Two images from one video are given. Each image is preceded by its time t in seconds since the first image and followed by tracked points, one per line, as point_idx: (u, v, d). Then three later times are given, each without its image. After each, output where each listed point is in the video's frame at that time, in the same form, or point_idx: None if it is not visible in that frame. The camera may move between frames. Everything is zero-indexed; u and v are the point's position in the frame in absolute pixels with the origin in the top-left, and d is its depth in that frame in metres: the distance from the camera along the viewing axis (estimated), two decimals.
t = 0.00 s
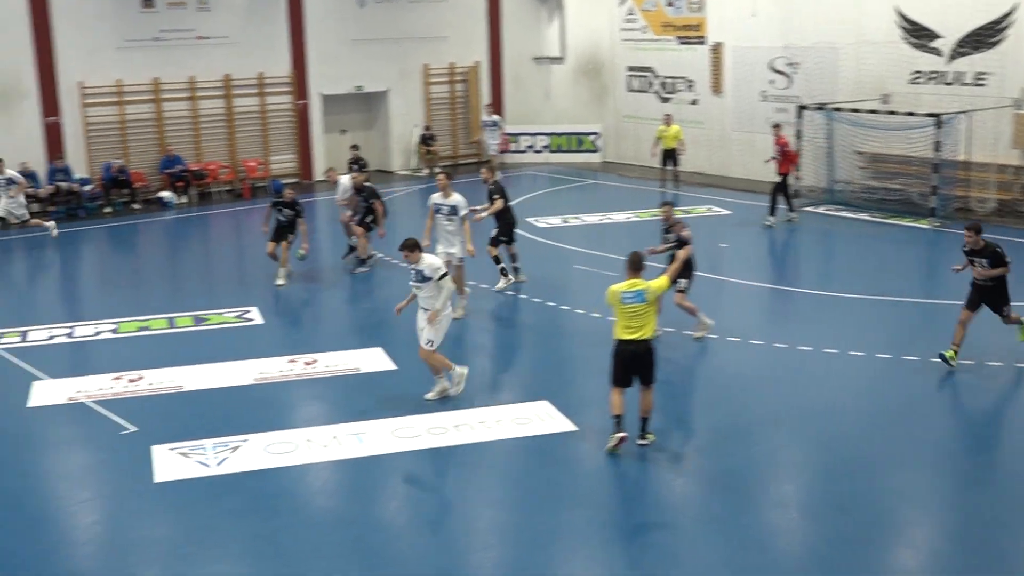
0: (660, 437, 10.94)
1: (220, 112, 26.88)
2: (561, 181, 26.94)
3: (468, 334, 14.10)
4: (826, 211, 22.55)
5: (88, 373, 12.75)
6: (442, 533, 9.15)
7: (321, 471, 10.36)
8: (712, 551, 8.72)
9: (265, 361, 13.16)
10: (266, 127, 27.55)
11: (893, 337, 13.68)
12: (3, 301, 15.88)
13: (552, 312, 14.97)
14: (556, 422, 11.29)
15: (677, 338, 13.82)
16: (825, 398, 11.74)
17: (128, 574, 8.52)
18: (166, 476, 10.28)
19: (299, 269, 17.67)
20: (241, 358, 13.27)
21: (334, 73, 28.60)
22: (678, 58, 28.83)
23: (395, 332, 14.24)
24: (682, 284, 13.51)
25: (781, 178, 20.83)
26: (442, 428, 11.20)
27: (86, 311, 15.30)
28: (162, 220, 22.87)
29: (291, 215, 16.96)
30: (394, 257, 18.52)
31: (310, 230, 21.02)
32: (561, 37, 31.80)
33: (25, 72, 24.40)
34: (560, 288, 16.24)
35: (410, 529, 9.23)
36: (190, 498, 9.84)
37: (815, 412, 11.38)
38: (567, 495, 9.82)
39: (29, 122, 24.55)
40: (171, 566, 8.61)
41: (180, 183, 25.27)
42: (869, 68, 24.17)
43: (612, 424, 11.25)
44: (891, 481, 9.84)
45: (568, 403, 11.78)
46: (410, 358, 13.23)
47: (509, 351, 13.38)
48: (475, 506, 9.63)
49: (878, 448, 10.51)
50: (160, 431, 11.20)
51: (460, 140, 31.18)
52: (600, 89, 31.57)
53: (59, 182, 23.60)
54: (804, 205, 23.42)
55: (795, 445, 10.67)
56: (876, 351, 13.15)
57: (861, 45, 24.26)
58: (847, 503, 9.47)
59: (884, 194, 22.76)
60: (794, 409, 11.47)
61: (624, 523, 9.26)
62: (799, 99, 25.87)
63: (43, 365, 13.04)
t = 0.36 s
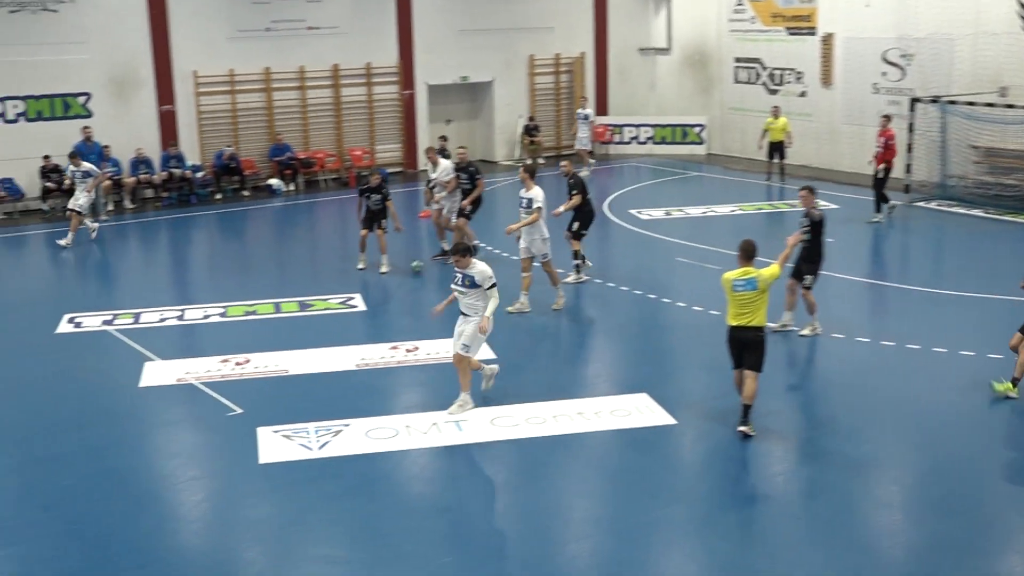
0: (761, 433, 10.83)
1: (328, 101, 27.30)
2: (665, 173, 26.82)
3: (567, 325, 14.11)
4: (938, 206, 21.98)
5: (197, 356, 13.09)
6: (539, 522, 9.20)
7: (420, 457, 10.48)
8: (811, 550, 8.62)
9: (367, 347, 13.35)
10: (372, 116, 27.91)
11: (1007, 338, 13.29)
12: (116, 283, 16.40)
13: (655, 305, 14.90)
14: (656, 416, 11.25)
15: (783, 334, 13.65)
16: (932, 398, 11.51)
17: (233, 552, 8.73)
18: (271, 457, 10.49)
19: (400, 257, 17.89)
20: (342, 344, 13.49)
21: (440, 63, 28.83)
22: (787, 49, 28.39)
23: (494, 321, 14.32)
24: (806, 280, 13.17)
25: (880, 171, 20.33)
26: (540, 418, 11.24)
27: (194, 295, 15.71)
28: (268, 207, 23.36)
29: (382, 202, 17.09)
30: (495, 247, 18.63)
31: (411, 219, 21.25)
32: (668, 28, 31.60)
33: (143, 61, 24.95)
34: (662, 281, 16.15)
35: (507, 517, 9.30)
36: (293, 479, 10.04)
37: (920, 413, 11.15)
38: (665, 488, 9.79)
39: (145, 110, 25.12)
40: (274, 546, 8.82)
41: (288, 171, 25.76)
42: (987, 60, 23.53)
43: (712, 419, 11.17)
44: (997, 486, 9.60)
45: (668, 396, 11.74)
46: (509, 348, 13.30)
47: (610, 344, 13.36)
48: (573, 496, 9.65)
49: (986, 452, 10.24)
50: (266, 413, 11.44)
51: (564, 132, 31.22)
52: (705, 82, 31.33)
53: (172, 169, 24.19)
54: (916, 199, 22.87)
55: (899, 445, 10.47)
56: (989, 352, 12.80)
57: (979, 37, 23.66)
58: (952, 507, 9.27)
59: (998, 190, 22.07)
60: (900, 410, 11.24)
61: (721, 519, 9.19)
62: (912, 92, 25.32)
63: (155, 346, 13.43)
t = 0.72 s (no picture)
0: (822, 425, 10.73)
1: (390, 90, 27.43)
2: (726, 162, 26.62)
3: (627, 314, 14.07)
4: (1006, 196, 21.52)
5: (260, 342, 13.25)
6: (596, 510, 9.21)
7: (478, 444, 10.52)
8: (873, 544, 8.54)
9: (427, 335, 13.41)
10: (433, 104, 28.01)
11: None
12: (180, 269, 16.65)
13: (717, 295, 14.81)
14: (715, 406, 11.19)
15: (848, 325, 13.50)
16: (1000, 392, 11.31)
17: (294, 536, 8.83)
18: (332, 442, 10.58)
19: (459, 245, 17.95)
20: (401, 331, 13.56)
21: (501, 52, 28.89)
22: (854, 36, 27.99)
23: (553, 310, 14.32)
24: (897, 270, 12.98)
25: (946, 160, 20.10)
26: (598, 407, 11.24)
27: (256, 281, 15.90)
28: (328, 195, 23.56)
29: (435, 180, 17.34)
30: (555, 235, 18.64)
31: (468, 207, 21.33)
32: (732, 15, 31.30)
33: (208, 50, 25.21)
34: (724, 271, 16.03)
35: (564, 505, 9.32)
36: (354, 464, 10.13)
37: (987, 407, 10.97)
38: (724, 478, 9.75)
39: (211, 100, 25.39)
40: (334, 530, 8.91)
41: (349, 159, 25.96)
42: None
43: (773, 410, 11.09)
44: None
45: (727, 387, 11.68)
46: (567, 337, 13.30)
47: (670, 334, 13.31)
48: (631, 486, 9.63)
49: None
50: (327, 398, 11.56)
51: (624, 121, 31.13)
52: (771, 68, 30.78)
53: (236, 157, 24.41)
54: (985, 188, 22.38)
55: (964, 440, 10.30)
56: None
57: None
58: (1017, 503, 9.11)
59: None
60: (964, 404, 11.07)
61: (781, 510, 9.13)
62: (982, 80, 24.88)
63: (219, 332, 13.62)
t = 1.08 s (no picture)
0: (840, 422, 10.69)
1: (406, 87, 27.46)
2: (742, 159, 26.56)
3: (641, 312, 14.06)
4: None
5: (276, 339, 13.29)
6: (613, 507, 9.21)
7: (494, 441, 10.51)
8: (891, 541, 8.51)
9: (442, 332, 13.42)
10: (448, 102, 28.03)
11: None
12: (196, 266, 16.71)
13: (733, 292, 14.78)
14: (731, 404, 11.17)
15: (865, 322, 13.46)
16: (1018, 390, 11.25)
17: (309, 533, 8.85)
18: (347, 439, 10.60)
19: (474, 242, 17.95)
20: (417, 329, 13.57)
21: (517, 49, 28.89)
22: (871, 32, 27.86)
23: (569, 307, 14.31)
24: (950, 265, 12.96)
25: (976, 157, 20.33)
26: (614, 405, 11.23)
27: (273, 279, 15.94)
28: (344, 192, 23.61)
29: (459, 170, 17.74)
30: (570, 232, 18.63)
31: (483, 204, 21.33)
32: (748, 11, 31.20)
33: (225, 48, 25.27)
34: (740, 268, 15.99)
35: (581, 502, 9.32)
36: (370, 461, 10.15)
37: (1005, 405, 10.91)
38: (741, 474, 9.74)
39: (226, 98, 25.47)
40: (350, 526, 8.94)
41: (365, 157, 26.02)
42: None
43: (790, 407, 11.07)
44: None
45: (744, 384, 11.65)
46: (582, 334, 13.29)
47: (686, 331, 13.29)
48: (647, 483, 9.62)
49: None
50: (343, 396, 11.58)
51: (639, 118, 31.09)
52: (787, 65, 30.87)
53: (253, 154, 24.48)
54: (1003, 184, 22.26)
55: (982, 438, 10.25)
56: None
57: None
58: None
59: None
60: (983, 401, 11.02)
61: (797, 508, 9.11)
62: (1000, 76, 24.77)
63: (235, 329, 13.66)
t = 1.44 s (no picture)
0: (836, 419, 10.69)
1: (402, 85, 27.45)
2: (738, 156, 26.55)
3: (638, 309, 14.06)
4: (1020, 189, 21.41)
5: (272, 337, 13.28)
6: (609, 505, 9.21)
7: (490, 439, 10.51)
8: (887, 538, 8.51)
9: (439, 330, 13.42)
10: (445, 99, 28.01)
11: None
12: (192, 265, 16.69)
13: (729, 289, 14.79)
14: (727, 401, 11.18)
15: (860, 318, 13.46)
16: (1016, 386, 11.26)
17: (304, 532, 8.84)
18: (344, 438, 10.58)
19: (470, 240, 17.94)
20: (413, 327, 13.57)
21: (514, 47, 28.88)
22: (867, 29, 27.85)
23: (565, 305, 14.31)
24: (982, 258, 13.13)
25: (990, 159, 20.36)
26: (611, 402, 11.23)
27: (269, 277, 15.92)
28: (341, 190, 23.59)
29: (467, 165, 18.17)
30: (567, 229, 18.62)
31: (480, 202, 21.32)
32: (744, 9, 31.17)
33: (220, 46, 25.24)
34: (736, 265, 16.00)
35: (577, 499, 9.32)
36: (366, 459, 10.14)
37: (1001, 402, 10.91)
38: (737, 471, 9.74)
39: (222, 95, 25.44)
40: (346, 525, 8.93)
41: (361, 154, 26.00)
42: None
43: (786, 404, 11.07)
44: None
45: (740, 381, 11.66)
46: (579, 332, 13.29)
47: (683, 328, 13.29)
48: (643, 481, 9.62)
49: None
50: (339, 394, 11.57)
51: (636, 115, 31.07)
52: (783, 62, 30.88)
53: (249, 152, 24.44)
54: (999, 181, 22.26)
55: (978, 435, 10.24)
56: None
57: None
58: None
59: None
60: (979, 397, 11.03)
61: (793, 505, 9.11)
62: (996, 72, 24.78)
63: (230, 328, 13.64)
